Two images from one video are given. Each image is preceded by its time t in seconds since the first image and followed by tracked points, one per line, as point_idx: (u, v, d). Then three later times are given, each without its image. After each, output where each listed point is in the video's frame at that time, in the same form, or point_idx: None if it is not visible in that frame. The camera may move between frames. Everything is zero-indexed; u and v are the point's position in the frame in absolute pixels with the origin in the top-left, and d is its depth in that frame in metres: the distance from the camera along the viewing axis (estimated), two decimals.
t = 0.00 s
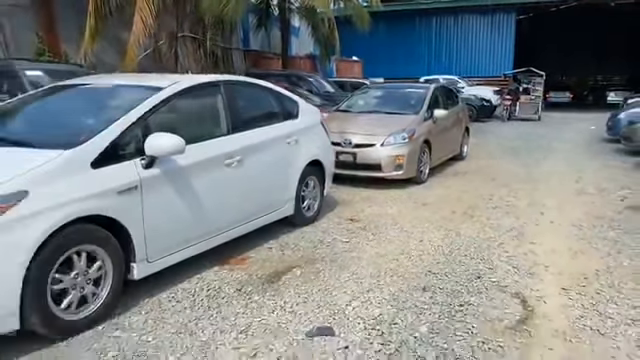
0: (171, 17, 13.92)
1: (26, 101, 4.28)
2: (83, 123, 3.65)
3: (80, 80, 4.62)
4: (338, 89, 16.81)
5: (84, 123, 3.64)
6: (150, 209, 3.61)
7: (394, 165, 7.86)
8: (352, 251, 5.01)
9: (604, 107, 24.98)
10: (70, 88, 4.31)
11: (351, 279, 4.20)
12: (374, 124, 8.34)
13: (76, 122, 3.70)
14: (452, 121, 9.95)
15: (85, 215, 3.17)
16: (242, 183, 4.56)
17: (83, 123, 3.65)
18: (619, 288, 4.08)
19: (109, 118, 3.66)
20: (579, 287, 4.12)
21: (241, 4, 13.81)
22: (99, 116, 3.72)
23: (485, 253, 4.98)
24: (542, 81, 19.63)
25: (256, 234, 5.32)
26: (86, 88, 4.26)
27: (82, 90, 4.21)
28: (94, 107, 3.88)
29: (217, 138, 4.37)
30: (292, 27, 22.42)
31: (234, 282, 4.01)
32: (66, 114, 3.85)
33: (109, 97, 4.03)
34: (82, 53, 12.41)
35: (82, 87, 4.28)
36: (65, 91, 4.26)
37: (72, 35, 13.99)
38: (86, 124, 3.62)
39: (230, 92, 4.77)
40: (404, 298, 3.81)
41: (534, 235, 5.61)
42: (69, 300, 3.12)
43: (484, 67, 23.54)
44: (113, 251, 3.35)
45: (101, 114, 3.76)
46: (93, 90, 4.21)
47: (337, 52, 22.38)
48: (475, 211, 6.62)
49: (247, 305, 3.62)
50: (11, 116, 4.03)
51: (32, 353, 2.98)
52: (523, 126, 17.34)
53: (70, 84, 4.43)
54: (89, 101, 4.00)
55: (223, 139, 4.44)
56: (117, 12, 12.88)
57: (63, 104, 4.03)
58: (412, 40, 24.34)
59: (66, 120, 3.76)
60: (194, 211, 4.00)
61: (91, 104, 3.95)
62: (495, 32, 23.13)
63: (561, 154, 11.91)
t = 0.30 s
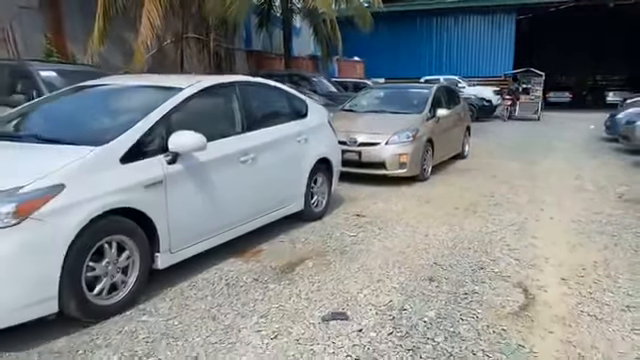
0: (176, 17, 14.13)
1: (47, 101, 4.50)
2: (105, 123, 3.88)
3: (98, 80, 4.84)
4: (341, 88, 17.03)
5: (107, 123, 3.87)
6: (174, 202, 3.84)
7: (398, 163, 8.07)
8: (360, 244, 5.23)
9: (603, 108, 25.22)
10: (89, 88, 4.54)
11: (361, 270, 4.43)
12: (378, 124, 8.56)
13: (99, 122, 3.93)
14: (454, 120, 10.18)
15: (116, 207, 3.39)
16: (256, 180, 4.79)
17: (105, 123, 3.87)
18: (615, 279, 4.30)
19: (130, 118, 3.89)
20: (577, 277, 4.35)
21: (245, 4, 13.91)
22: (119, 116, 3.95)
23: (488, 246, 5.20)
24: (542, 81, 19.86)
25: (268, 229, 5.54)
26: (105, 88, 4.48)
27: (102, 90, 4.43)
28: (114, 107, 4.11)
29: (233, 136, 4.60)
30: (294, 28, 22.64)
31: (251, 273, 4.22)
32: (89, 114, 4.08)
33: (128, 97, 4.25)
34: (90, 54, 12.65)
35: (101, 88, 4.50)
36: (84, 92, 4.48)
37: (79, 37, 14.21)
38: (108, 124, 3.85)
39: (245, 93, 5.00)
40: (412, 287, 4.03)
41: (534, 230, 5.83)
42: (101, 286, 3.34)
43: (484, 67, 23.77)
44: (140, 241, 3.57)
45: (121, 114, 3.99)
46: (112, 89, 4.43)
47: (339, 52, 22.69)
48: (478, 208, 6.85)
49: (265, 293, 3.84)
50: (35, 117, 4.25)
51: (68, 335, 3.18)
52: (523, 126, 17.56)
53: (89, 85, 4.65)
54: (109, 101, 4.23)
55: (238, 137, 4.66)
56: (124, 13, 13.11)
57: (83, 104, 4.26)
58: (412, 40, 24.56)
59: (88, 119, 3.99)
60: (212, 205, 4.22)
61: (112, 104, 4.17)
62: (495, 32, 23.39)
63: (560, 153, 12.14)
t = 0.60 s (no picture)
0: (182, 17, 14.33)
1: (68, 101, 4.69)
2: (128, 122, 4.09)
3: (117, 80, 5.03)
4: (344, 88, 17.25)
5: (129, 122, 4.08)
6: (196, 196, 4.05)
7: (403, 160, 8.27)
8: (369, 238, 5.44)
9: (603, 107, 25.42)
10: (108, 88, 4.74)
11: (371, 261, 4.64)
12: (384, 122, 8.76)
13: (121, 121, 4.13)
14: (457, 119, 10.38)
15: (144, 200, 3.59)
16: (270, 176, 4.99)
17: (128, 122, 4.08)
18: (614, 269, 4.51)
19: (152, 117, 4.10)
20: (578, 268, 4.56)
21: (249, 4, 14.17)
22: (141, 115, 4.16)
23: (492, 239, 5.41)
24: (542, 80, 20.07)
25: (280, 223, 5.75)
26: (124, 88, 4.68)
27: (121, 90, 4.63)
28: (135, 107, 4.32)
29: (249, 134, 4.81)
30: (297, 27, 22.79)
31: (267, 264, 4.44)
32: (111, 113, 4.29)
33: (148, 96, 4.46)
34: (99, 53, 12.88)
35: (120, 87, 4.70)
36: (104, 91, 4.69)
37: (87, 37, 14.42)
38: (131, 123, 4.06)
39: (260, 93, 5.21)
40: (422, 276, 4.24)
41: (536, 224, 6.05)
42: (131, 274, 3.55)
43: (485, 66, 23.97)
44: (166, 232, 3.77)
45: (142, 113, 4.20)
46: (131, 89, 4.63)
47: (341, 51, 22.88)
48: (481, 203, 7.06)
49: (282, 282, 4.06)
50: (58, 115, 4.45)
51: (101, 320, 3.37)
52: (524, 124, 17.77)
53: (107, 85, 4.85)
54: (129, 101, 4.43)
55: (254, 135, 4.86)
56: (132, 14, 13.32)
57: (105, 103, 4.46)
58: (414, 39, 24.75)
59: (111, 118, 4.20)
60: (230, 199, 4.43)
61: (132, 103, 4.38)
62: (496, 31, 23.60)
63: (561, 151, 12.35)
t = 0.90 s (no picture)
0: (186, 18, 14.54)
1: (89, 102, 4.88)
2: (148, 122, 4.30)
3: (134, 82, 5.22)
4: (346, 88, 17.45)
5: (150, 122, 4.29)
6: (216, 192, 4.25)
7: (408, 159, 8.47)
8: (378, 233, 5.64)
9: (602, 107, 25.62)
10: (126, 89, 4.93)
11: (381, 255, 4.83)
12: (388, 121, 8.96)
13: (142, 121, 4.33)
14: (460, 118, 10.59)
15: (169, 196, 3.79)
16: (283, 173, 5.19)
17: (149, 122, 4.29)
18: (614, 263, 4.71)
19: (171, 117, 4.31)
20: (580, 262, 4.75)
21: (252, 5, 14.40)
22: (161, 115, 4.37)
23: (496, 235, 5.61)
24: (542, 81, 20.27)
25: (292, 219, 5.95)
26: (142, 89, 4.89)
27: (139, 91, 4.84)
28: (155, 108, 4.51)
29: (263, 133, 5.00)
30: (299, 28, 22.95)
31: (282, 258, 4.63)
32: (132, 114, 4.48)
33: (166, 97, 4.66)
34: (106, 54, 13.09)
35: (138, 88, 4.90)
36: (123, 92, 4.89)
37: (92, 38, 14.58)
38: (152, 123, 4.27)
39: (273, 93, 5.42)
40: (431, 269, 4.44)
41: (538, 221, 6.25)
42: (157, 266, 3.75)
43: (484, 66, 24.16)
44: (188, 226, 3.97)
45: (162, 113, 4.40)
46: (150, 90, 4.83)
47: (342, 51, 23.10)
48: (485, 201, 7.26)
49: (298, 275, 4.25)
50: (80, 116, 4.64)
51: (131, 308, 3.57)
52: (524, 124, 17.96)
53: (124, 86, 5.05)
54: (149, 101, 4.64)
55: (268, 134, 5.06)
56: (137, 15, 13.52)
57: (125, 104, 4.65)
58: (414, 40, 24.96)
59: (132, 119, 4.40)
60: (246, 196, 4.62)
61: (152, 104, 4.58)
62: (496, 32, 23.81)
63: (561, 151, 12.55)
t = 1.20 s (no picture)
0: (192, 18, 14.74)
1: (110, 101, 5.08)
2: (169, 122, 4.50)
3: (152, 83, 5.41)
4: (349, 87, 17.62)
5: (166, 121, 4.52)
6: (237, 187, 4.45)
7: (413, 157, 8.66)
8: (388, 228, 5.83)
9: (601, 106, 25.82)
10: (147, 90, 5.14)
11: (393, 248, 5.02)
12: (394, 120, 9.15)
13: (163, 121, 4.54)
14: (463, 117, 10.77)
15: (195, 190, 3.98)
16: (297, 170, 5.38)
17: (165, 121, 4.52)
18: (618, 256, 4.90)
19: (186, 116, 4.54)
20: (584, 254, 4.94)
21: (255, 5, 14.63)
22: (178, 115, 4.59)
23: (503, 229, 5.80)
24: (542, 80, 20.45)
25: (305, 215, 6.14)
26: (162, 90, 5.09)
27: (160, 92, 5.03)
28: (176, 108, 4.71)
29: (279, 131, 5.19)
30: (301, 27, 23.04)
31: (299, 251, 4.82)
32: (154, 114, 4.69)
33: (186, 97, 4.86)
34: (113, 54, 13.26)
35: (159, 90, 5.10)
36: (143, 92, 5.12)
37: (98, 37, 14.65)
38: (173, 123, 4.47)
39: (287, 93, 5.60)
40: (442, 261, 4.64)
41: (542, 216, 6.44)
42: (184, 256, 3.93)
43: (485, 65, 24.32)
44: (211, 219, 4.16)
45: (182, 113, 4.60)
46: (170, 91, 5.03)
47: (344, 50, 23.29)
48: (489, 198, 7.46)
49: (316, 266, 4.44)
50: (102, 115, 4.86)
51: (160, 297, 3.75)
52: (525, 123, 18.15)
53: (145, 86, 5.28)
54: (167, 101, 4.86)
55: (283, 132, 5.25)
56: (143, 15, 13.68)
57: (147, 106, 4.86)
58: (415, 40, 25.18)
59: (150, 118, 4.63)
60: (264, 191, 4.82)
61: (170, 104, 4.80)
62: (497, 32, 23.99)
63: (562, 149, 12.74)
